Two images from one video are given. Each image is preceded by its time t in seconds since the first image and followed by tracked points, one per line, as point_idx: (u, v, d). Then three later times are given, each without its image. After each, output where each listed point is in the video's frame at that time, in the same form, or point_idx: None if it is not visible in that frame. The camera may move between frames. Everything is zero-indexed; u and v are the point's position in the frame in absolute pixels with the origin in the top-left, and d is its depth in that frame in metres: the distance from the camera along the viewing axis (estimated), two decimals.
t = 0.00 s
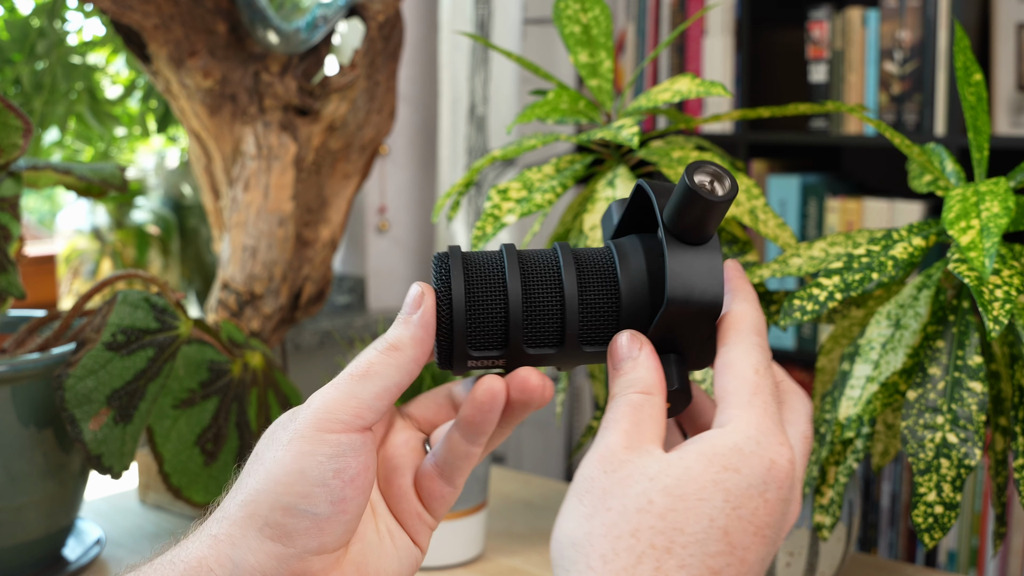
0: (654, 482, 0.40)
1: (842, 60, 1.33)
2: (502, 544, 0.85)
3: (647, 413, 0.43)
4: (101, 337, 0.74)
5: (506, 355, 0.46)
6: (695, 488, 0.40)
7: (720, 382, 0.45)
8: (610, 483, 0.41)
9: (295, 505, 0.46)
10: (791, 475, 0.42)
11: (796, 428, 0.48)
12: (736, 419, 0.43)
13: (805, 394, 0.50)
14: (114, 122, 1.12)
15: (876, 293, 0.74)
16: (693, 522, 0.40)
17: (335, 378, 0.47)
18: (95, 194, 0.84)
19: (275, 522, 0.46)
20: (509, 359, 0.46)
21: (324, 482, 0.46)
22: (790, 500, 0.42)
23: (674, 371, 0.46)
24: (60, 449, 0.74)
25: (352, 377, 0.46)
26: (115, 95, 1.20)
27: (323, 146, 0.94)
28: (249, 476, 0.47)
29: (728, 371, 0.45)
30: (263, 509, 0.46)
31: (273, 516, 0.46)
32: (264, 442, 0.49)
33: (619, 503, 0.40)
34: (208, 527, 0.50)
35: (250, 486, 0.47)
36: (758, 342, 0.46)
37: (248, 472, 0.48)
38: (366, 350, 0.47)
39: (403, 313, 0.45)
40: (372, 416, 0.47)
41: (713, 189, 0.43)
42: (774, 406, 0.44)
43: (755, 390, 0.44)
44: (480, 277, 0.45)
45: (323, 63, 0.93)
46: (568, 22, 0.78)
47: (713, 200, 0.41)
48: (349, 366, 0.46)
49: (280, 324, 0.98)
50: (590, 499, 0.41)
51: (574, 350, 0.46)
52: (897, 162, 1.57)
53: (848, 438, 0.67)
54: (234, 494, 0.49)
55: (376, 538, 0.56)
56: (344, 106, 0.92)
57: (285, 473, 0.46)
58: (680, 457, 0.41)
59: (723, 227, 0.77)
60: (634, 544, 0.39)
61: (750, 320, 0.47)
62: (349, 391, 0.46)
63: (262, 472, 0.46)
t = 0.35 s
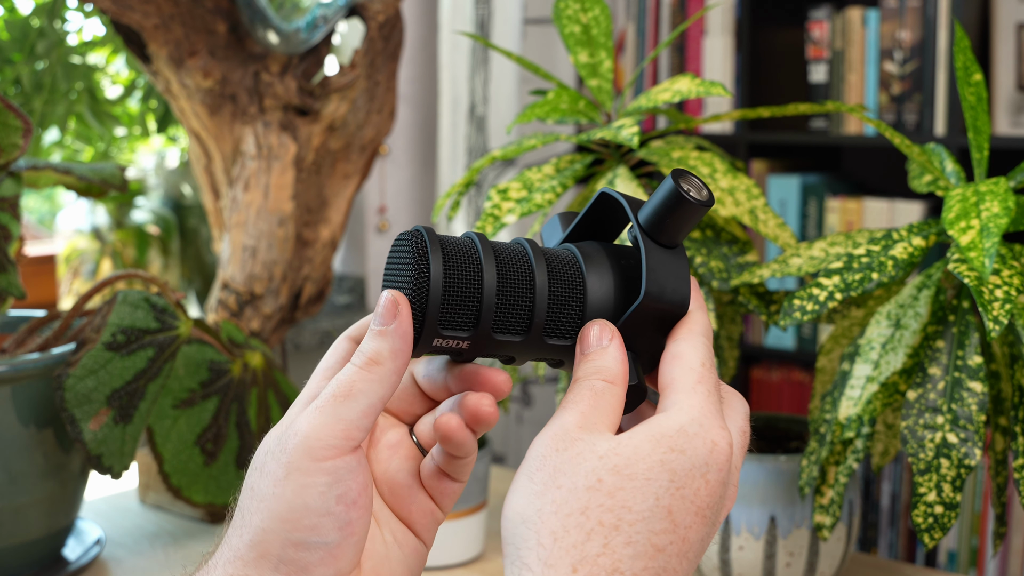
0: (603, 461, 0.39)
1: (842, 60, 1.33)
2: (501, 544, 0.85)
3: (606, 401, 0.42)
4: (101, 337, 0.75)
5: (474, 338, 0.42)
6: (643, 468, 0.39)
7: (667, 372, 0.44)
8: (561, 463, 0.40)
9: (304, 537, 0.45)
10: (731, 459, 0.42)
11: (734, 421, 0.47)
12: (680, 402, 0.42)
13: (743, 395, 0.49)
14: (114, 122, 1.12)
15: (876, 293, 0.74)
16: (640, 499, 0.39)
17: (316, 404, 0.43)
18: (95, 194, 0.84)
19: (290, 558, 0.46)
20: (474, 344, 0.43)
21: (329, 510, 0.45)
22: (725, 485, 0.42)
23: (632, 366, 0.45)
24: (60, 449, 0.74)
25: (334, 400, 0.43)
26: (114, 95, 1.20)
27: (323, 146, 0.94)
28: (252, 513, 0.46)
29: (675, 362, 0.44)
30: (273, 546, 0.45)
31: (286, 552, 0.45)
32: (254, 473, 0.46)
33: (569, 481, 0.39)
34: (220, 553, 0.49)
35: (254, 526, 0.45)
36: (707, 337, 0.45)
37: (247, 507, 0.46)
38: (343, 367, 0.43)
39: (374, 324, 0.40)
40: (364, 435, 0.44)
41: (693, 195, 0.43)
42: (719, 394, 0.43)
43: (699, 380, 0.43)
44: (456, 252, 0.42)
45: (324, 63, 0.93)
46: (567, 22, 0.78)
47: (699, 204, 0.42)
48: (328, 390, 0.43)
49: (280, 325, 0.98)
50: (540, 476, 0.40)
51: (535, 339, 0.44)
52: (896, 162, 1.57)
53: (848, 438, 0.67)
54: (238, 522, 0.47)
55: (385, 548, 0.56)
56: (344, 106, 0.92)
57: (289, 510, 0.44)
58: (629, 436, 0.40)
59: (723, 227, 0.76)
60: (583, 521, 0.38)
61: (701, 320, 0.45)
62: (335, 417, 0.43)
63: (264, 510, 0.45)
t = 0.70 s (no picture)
0: (595, 451, 0.38)
1: (842, 60, 1.33)
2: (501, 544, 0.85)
3: (596, 391, 0.40)
4: (101, 337, 0.74)
5: (468, 343, 0.41)
6: (635, 457, 0.38)
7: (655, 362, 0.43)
8: (551, 452, 0.39)
9: (337, 560, 0.44)
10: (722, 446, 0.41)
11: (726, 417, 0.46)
12: (670, 390, 0.41)
13: (734, 392, 0.47)
14: (114, 122, 1.12)
15: (876, 293, 0.74)
16: (632, 488, 0.38)
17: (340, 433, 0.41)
18: (95, 194, 0.84)
19: None
20: (468, 352, 0.41)
21: (360, 533, 0.43)
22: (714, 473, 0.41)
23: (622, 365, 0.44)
24: (60, 449, 0.74)
25: (360, 430, 0.40)
26: (115, 95, 1.20)
27: (323, 146, 0.94)
28: (279, 535, 0.43)
29: (665, 352, 0.43)
30: (303, 567, 0.43)
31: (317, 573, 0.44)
32: (278, 495, 0.44)
33: (560, 471, 0.38)
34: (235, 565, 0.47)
35: (284, 548, 0.43)
36: (694, 329, 0.44)
37: (272, 530, 0.44)
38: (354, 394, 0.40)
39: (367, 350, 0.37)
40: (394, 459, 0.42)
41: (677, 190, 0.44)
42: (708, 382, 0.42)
43: (688, 369, 0.42)
44: (446, 256, 0.41)
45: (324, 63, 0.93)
46: (568, 22, 0.78)
47: (683, 196, 0.43)
48: (348, 418, 0.40)
49: (280, 324, 0.98)
50: (531, 465, 0.39)
51: (528, 348, 0.43)
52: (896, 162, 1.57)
53: (848, 438, 0.67)
54: (257, 541, 0.45)
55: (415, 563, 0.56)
56: (344, 106, 0.92)
57: (323, 533, 0.43)
58: (621, 424, 0.39)
59: (723, 226, 0.76)
60: (574, 511, 0.37)
61: (691, 313, 0.45)
62: (366, 447, 0.41)
63: (295, 533, 0.43)
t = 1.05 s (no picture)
0: (586, 434, 0.38)
1: (842, 59, 1.33)
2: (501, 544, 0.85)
3: (594, 380, 0.41)
4: (101, 337, 0.74)
5: (483, 346, 0.40)
6: (626, 440, 0.38)
7: (655, 355, 0.43)
8: (542, 438, 0.39)
9: None
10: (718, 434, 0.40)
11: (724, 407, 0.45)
12: (664, 378, 0.41)
13: (734, 383, 0.47)
14: (114, 122, 1.12)
15: (876, 293, 0.74)
16: (622, 471, 0.38)
17: (393, 466, 0.42)
18: (95, 194, 0.84)
19: None
20: (483, 354, 0.40)
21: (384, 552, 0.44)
22: (714, 461, 0.41)
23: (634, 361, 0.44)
24: (60, 449, 0.74)
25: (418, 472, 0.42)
26: (114, 95, 1.20)
27: (323, 146, 0.94)
28: (303, 546, 0.43)
29: (664, 347, 0.43)
30: None
31: None
32: (301, 501, 0.43)
33: (549, 455, 0.38)
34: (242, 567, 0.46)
35: (310, 561, 0.43)
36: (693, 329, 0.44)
37: (293, 535, 0.43)
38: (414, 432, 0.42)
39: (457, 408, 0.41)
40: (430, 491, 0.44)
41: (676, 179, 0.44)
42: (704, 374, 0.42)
43: (686, 362, 0.42)
44: (454, 258, 0.40)
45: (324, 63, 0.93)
46: (568, 22, 0.78)
47: (685, 183, 0.43)
48: (409, 460, 0.42)
49: (280, 324, 0.98)
50: (521, 452, 0.39)
51: (540, 348, 0.42)
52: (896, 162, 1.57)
53: (848, 438, 0.67)
54: (274, 546, 0.44)
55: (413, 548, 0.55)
56: (344, 106, 0.92)
57: (352, 551, 0.43)
58: (613, 409, 0.39)
59: (723, 227, 0.76)
60: (561, 495, 0.37)
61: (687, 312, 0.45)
62: (414, 484, 0.42)
63: (323, 546, 0.43)
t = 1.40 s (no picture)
0: (594, 436, 0.38)
1: (842, 60, 1.33)
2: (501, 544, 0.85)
3: (602, 364, 0.39)
4: (101, 337, 0.74)
5: (441, 320, 0.39)
6: (632, 445, 0.38)
7: (653, 347, 0.42)
8: (550, 431, 0.38)
9: (350, 554, 0.44)
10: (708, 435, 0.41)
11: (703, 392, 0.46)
12: (665, 374, 0.41)
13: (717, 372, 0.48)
14: (114, 122, 1.12)
15: (876, 293, 0.74)
16: (625, 478, 0.38)
17: (372, 434, 0.42)
18: (95, 194, 0.84)
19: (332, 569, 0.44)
20: (441, 331, 0.40)
21: (374, 529, 0.44)
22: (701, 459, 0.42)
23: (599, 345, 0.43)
24: (60, 449, 0.74)
25: (395, 438, 0.41)
26: (115, 95, 1.20)
27: (323, 146, 0.94)
28: (294, 525, 0.43)
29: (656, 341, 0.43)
30: (319, 557, 0.44)
31: (330, 564, 0.44)
32: (289, 482, 0.43)
33: (557, 453, 0.37)
34: (241, 553, 0.46)
35: (301, 539, 0.43)
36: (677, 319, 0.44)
37: (284, 516, 0.44)
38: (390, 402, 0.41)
39: (425, 375, 0.40)
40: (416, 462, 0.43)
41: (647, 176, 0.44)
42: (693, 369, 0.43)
43: (676, 354, 0.42)
44: (419, 239, 0.41)
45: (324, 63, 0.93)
46: (567, 22, 0.78)
47: (653, 176, 0.43)
48: (386, 426, 0.41)
49: (280, 324, 0.98)
50: (528, 442, 0.38)
51: (506, 329, 0.41)
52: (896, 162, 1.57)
53: (848, 438, 0.67)
54: (266, 530, 0.45)
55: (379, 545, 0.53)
56: (344, 106, 0.92)
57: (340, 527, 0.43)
58: (622, 409, 0.38)
59: (723, 227, 0.76)
60: (565, 500, 0.37)
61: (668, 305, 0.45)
62: (395, 453, 0.41)
63: (311, 524, 0.43)
